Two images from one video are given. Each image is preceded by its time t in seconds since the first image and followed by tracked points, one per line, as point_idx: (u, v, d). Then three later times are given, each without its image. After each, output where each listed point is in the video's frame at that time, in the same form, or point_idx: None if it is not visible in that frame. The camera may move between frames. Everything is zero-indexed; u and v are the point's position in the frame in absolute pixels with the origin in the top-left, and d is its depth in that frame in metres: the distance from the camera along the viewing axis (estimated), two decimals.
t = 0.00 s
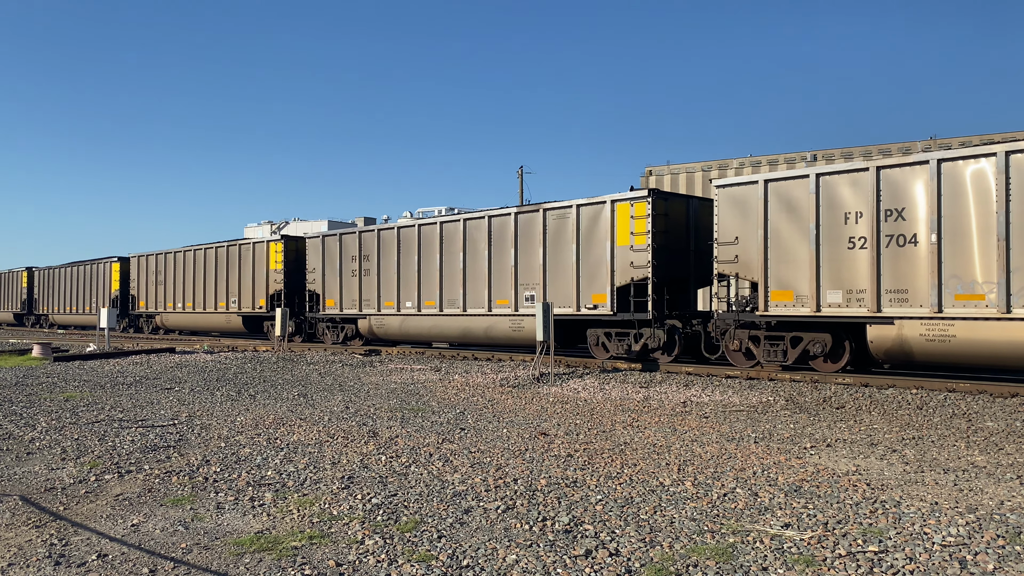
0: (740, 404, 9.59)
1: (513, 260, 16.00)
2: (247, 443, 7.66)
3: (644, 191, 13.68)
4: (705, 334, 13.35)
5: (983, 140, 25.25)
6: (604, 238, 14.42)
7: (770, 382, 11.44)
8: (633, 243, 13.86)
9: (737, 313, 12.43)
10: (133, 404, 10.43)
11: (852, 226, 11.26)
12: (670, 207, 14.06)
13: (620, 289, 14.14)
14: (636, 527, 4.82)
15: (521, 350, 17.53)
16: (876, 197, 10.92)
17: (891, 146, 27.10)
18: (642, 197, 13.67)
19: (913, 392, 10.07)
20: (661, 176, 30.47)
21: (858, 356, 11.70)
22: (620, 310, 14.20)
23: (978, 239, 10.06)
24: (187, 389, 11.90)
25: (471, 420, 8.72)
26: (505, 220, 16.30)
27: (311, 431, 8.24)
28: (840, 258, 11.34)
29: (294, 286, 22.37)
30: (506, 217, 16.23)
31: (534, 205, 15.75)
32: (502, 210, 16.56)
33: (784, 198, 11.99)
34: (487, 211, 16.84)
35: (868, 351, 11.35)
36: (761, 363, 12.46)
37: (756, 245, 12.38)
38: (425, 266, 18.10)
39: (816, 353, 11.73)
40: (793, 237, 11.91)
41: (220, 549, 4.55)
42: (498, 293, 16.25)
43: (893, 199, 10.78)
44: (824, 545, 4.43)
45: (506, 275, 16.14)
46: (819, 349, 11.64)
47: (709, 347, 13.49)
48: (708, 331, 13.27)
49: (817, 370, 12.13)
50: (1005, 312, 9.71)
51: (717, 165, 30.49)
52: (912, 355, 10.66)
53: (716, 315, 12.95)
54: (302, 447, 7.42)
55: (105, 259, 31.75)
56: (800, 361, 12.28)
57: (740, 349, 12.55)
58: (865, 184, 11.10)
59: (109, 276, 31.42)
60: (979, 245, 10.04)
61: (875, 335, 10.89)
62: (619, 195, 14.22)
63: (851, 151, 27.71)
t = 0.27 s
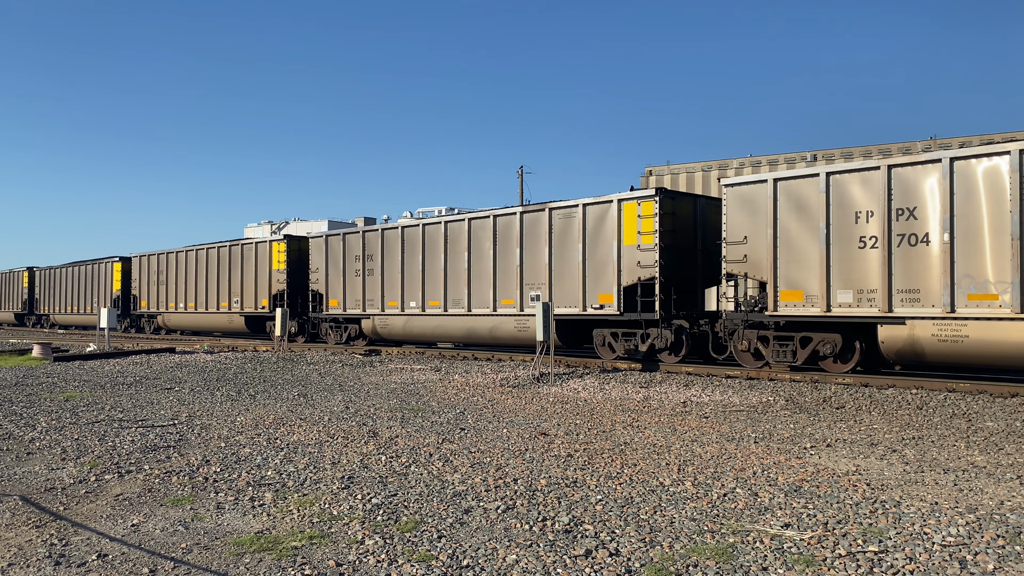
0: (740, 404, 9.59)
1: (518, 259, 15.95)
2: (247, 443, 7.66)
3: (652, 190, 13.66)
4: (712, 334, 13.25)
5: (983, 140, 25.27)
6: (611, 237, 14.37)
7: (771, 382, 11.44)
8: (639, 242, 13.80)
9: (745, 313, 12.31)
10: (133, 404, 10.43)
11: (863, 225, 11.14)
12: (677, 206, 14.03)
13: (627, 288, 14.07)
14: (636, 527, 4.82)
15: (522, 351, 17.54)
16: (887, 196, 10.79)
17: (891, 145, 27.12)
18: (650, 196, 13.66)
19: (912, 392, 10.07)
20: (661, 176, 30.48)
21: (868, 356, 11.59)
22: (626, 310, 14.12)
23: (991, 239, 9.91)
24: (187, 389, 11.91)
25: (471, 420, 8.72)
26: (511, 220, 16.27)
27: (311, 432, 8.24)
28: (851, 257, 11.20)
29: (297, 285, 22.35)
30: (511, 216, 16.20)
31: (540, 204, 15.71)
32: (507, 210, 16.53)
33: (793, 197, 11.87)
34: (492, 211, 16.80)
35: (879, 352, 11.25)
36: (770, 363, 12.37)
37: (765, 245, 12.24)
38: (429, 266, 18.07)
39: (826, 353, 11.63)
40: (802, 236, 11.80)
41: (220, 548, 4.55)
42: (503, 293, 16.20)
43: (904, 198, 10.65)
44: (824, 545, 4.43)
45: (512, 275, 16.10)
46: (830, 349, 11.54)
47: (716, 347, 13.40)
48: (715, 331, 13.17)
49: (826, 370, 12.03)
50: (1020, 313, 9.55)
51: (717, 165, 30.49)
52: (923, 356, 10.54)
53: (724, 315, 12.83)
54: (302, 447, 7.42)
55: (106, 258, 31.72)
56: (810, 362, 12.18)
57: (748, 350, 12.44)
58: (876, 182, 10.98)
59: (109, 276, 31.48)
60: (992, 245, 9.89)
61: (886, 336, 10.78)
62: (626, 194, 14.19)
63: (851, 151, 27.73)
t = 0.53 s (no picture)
0: (740, 404, 9.59)
1: (523, 259, 15.89)
2: (247, 443, 7.66)
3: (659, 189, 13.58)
4: (720, 334, 13.17)
5: (983, 140, 25.27)
6: (617, 237, 14.28)
7: (771, 382, 11.45)
8: (646, 242, 13.73)
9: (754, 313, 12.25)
10: (133, 404, 10.43)
11: (873, 224, 11.05)
12: (684, 205, 13.91)
13: (633, 288, 13.99)
14: (636, 527, 4.82)
15: (522, 351, 17.54)
16: (898, 195, 10.70)
17: (891, 145, 27.11)
18: (657, 195, 13.57)
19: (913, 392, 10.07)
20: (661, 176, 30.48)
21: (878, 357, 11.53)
22: (633, 310, 14.05)
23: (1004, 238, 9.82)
24: (187, 389, 11.91)
25: (471, 420, 8.72)
26: (515, 219, 16.20)
27: (311, 431, 8.24)
28: (861, 256, 11.13)
29: (301, 285, 22.32)
30: (516, 216, 16.13)
31: (545, 203, 15.65)
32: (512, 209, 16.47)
33: (802, 196, 11.78)
34: (497, 210, 16.74)
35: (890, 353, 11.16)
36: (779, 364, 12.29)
37: (774, 244, 12.15)
38: (433, 266, 18.01)
39: (836, 354, 11.55)
40: (811, 235, 11.71)
41: (220, 549, 4.55)
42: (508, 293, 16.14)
43: (916, 197, 10.57)
44: (824, 545, 4.43)
45: (517, 275, 16.04)
46: (840, 350, 11.47)
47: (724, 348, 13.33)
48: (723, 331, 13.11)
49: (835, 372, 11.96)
50: None
51: (717, 165, 30.48)
52: (936, 356, 10.46)
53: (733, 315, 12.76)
54: (302, 447, 7.42)
55: (109, 258, 31.67)
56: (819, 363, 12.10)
57: (757, 350, 12.36)
58: (887, 181, 10.88)
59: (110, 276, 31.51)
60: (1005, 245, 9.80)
61: (897, 336, 10.70)
62: (632, 193, 14.11)
63: (851, 151, 27.71)
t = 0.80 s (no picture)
0: (740, 404, 9.59)
1: (529, 259, 15.84)
2: (247, 443, 7.66)
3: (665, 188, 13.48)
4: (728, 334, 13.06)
5: (983, 140, 25.29)
6: (624, 236, 14.22)
7: (770, 382, 11.45)
8: (653, 241, 13.62)
9: (762, 313, 12.14)
10: (133, 404, 10.43)
11: (884, 224, 10.94)
12: (692, 204, 13.81)
13: (640, 288, 13.93)
14: (636, 527, 4.82)
15: (523, 351, 17.54)
16: (909, 194, 10.58)
17: (891, 144, 27.13)
18: (663, 194, 13.46)
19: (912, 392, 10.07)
20: (661, 176, 30.49)
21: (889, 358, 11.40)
22: (640, 310, 13.99)
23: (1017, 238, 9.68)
24: (187, 389, 11.90)
25: (471, 420, 8.72)
26: (521, 219, 16.15)
27: (311, 431, 8.24)
28: (872, 256, 11.02)
29: (303, 285, 22.31)
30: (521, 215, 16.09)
31: (551, 203, 15.59)
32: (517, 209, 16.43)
33: (812, 196, 11.68)
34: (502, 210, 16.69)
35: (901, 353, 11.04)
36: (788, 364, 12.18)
37: (783, 244, 12.06)
38: (437, 265, 17.97)
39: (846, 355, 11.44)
40: (821, 235, 11.61)
41: (220, 549, 4.55)
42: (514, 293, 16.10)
43: (927, 196, 10.44)
44: (824, 545, 4.43)
45: (522, 275, 16.00)
46: (850, 351, 11.36)
47: (732, 348, 13.23)
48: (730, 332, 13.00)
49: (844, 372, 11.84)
50: None
51: (716, 165, 30.49)
52: (947, 356, 10.32)
53: (741, 315, 12.65)
54: (302, 447, 7.42)
55: (111, 257, 31.66)
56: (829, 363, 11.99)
57: (765, 351, 12.24)
58: (898, 180, 10.77)
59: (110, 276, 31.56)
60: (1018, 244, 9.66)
61: (908, 336, 10.56)
62: (639, 192, 14.03)
63: (851, 151, 27.72)
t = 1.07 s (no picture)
0: (740, 404, 9.59)
1: (534, 259, 15.79)
2: (247, 443, 7.66)
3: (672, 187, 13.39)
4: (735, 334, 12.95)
5: (983, 140, 25.29)
6: (630, 236, 14.15)
7: (770, 382, 11.46)
8: (660, 241, 13.56)
9: (771, 313, 12.07)
10: (133, 404, 10.43)
11: (894, 223, 10.86)
12: (699, 203, 13.71)
13: (647, 288, 13.85)
14: (636, 527, 4.82)
15: (523, 351, 17.54)
16: (920, 193, 10.49)
17: (890, 144, 27.14)
18: (670, 193, 13.37)
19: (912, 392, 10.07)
20: (661, 176, 30.49)
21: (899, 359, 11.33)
22: (647, 310, 13.91)
23: None
24: (187, 389, 11.90)
25: (471, 420, 8.72)
26: (525, 219, 16.11)
27: (311, 431, 8.24)
28: (882, 255, 10.94)
29: (306, 286, 22.32)
30: (526, 214, 16.03)
31: (556, 202, 15.54)
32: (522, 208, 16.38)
33: (821, 194, 11.60)
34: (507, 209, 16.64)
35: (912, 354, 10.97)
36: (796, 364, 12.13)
37: (792, 243, 11.97)
38: (441, 265, 17.93)
39: (855, 355, 11.38)
40: (831, 234, 11.52)
41: (220, 549, 4.55)
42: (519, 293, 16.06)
43: (938, 195, 10.36)
44: (824, 545, 4.43)
45: (527, 274, 15.95)
46: (859, 351, 11.30)
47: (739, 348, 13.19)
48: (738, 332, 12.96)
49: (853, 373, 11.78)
50: None
51: (716, 165, 30.49)
52: (959, 357, 10.24)
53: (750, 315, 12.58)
54: (302, 447, 7.42)
55: (112, 258, 31.66)
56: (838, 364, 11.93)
57: (773, 351, 12.19)
58: (909, 179, 10.68)
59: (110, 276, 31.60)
60: None
61: (919, 336, 10.47)
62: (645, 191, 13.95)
63: (851, 151, 27.73)
